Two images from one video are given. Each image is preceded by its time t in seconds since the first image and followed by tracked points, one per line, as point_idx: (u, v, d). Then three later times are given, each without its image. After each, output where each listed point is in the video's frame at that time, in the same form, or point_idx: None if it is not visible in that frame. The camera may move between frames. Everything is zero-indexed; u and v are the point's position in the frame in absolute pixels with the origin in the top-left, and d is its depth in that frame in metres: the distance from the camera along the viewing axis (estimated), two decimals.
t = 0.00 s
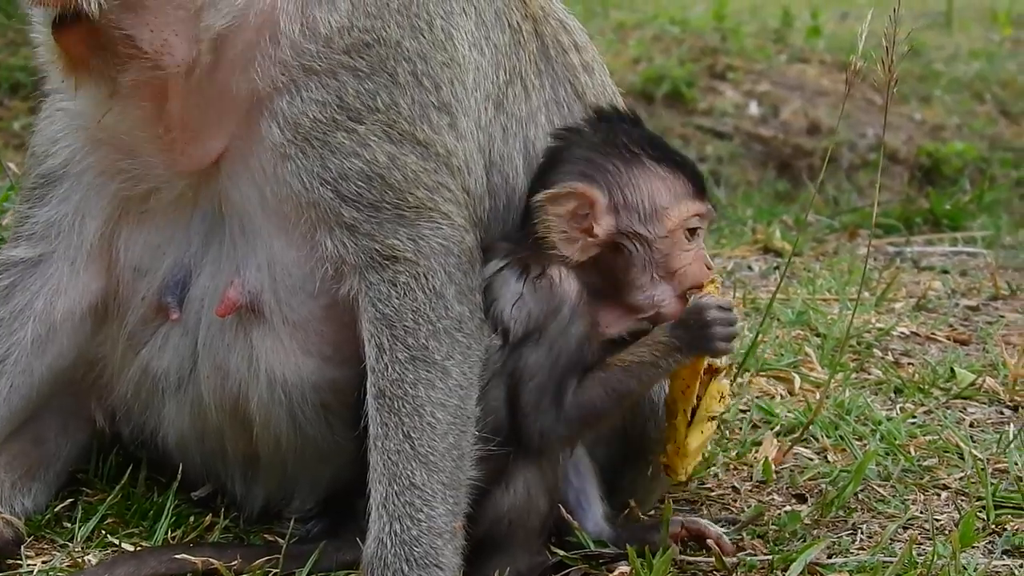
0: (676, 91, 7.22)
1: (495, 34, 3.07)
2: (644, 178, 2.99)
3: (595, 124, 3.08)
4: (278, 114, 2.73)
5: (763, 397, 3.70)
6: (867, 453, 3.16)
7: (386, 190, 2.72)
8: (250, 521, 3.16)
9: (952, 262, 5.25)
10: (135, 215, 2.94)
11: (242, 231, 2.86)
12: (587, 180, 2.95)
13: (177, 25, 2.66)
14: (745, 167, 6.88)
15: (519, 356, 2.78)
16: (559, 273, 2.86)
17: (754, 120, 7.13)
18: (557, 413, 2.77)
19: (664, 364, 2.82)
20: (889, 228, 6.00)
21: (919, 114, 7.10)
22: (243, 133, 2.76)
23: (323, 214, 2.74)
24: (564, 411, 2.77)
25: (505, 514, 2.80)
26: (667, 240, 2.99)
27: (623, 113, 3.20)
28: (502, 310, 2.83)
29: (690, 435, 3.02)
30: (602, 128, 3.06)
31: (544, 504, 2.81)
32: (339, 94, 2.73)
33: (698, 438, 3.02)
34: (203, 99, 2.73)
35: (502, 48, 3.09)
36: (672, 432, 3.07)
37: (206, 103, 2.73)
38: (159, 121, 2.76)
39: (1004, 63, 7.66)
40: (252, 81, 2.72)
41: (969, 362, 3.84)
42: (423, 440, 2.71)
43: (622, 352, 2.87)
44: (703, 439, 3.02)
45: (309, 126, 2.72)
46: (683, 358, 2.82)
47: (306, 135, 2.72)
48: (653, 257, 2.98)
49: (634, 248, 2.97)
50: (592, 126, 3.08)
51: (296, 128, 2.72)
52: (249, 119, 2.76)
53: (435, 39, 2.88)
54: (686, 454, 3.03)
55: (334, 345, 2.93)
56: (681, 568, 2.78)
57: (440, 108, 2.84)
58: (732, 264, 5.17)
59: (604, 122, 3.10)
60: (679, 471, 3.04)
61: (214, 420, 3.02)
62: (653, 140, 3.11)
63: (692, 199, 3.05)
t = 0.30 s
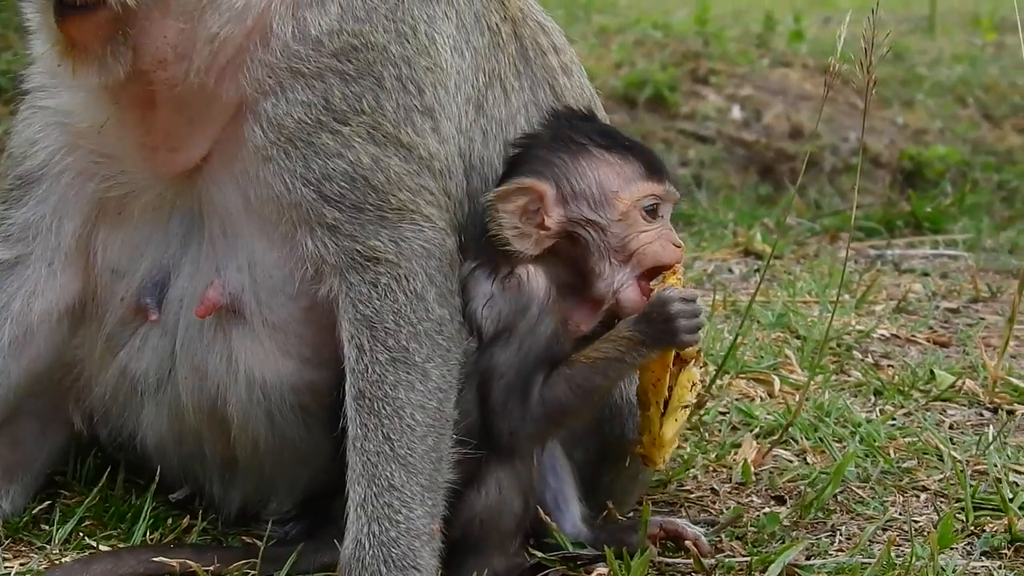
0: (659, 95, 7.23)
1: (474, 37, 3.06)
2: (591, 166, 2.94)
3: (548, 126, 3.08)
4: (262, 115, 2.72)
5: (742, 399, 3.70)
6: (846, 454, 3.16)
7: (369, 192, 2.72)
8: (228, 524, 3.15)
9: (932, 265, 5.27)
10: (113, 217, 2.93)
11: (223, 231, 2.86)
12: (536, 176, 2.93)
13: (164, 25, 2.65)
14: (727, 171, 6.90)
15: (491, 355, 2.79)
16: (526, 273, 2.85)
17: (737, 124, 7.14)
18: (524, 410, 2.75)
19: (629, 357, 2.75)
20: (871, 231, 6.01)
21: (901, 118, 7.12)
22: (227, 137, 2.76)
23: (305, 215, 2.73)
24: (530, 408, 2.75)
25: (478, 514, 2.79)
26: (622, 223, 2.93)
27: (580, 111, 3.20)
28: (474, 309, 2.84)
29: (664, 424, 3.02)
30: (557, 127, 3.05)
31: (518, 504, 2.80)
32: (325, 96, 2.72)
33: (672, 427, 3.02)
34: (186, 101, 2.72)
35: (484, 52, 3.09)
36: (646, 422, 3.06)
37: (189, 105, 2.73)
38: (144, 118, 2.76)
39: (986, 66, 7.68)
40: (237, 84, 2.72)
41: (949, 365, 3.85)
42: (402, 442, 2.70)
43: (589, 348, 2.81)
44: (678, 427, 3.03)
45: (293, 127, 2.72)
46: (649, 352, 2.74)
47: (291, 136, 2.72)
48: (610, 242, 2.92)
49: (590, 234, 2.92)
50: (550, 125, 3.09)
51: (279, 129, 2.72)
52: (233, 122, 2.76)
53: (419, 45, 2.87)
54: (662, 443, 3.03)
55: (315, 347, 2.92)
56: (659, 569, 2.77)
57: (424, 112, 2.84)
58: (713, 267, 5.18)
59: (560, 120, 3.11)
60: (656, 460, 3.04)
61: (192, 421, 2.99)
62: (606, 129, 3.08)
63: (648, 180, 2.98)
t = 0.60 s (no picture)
0: (642, 96, 7.22)
1: (470, 43, 3.06)
2: (575, 181, 2.91)
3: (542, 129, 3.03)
4: (267, 113, 2.71)
5: (725, 401, 3.69)
6: (829, 455, 3.16)
7: (368, 194, 2.70)
8: (211, 524, 3.12)
9: (915, 265, 5.27)
10: (98, 215, 2.90)
11: (213, 229, 2.84)
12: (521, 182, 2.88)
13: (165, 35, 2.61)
14: (710, 172, 6.91)
15: (469, 347, 2.79)
16: (516, 275, 2.82)
17: (720, 125, 7.14)
18: (497, 398, 2.72)
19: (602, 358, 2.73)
20: (854, 232, 6.02)
21: (884, 119, 7.13)
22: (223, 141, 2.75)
23: (302, 214, 2.71)
24: (503, 397, 2.71)
25: (456, 511, 2.77)
26: (597, 243, 2.90)
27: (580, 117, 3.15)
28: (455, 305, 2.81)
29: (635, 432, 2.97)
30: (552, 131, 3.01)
31: (498, 501, 2.77)
32: (334, 96, 2.71)
33: (643, 437, 2.96)
34: (181, 107, 2.71)
35: (477, 56, 3.08)
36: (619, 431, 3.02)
37: (189, 110, 2.71)
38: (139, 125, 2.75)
39: (969, 68, 7.70)
40: (245, 88, 2.71)
41: (932, 366, 3.85)
42: (391, 444, 2.68)
43: (563, 343, 2.77)
44: (648, 438, 2.96)
45: (299, 126, 2.70)
46: (625, 353, 2.73)
47: (295, 134, 2.70)
48: (586, 259, 2.90)
49: (566, 250, 2.90)
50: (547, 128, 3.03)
51: (284, 126, 2.70)
52: (229, 127, 2.74)
53: (422, 55, 2.87)
54: (631, 453, 2.98)
55: (301, 346, 2.90)
56: (642, 570, 2.76)
57: (424, 120, 2.84)
58: (696, 268, 5.18)
59: (558, 124, 3.05)
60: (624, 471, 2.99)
61: (175, 421, 2.96)
62: (597, 142, 3.04)
63: (631, 200, 2.95)
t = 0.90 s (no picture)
0: (629, 96, 7.22)
1: (464, 46, 3.03)
2: (572, 188, 2.82)
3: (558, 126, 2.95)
4: (268, 111, 2.69)
5: (715, 401, 3.69)
6: (819, 456, 3.16)
7: (366, 194, 2.70)
8: (201, 522, 3.10)
9: (903, 266, 5.28)
10: (89, 212, 2.86)
11: (204, 224, 2.81)
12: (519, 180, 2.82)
13: (167, 29, 2.56)
14: (697, 172, 6.92)
15: (455, 347, 2.80)
16: (509, 281, 2.76)
17: (707, 125, 7.14)
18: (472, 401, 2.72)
19: (581, 375, 2.66)
20: (841, 232, 6.03)
21: (871, 119, 7.14)
22: (218, 139, 2.71)
23: (298, 213, 2.70)
24: (477, 399, 2.70)
25: (446, 512, 2.76)
26: (582, 255, 2.81)
27: (599, 119, 3.01)
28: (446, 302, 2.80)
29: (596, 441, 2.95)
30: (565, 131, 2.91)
31: (488, 504, 2.72)
32: (335, 96, 2.70)
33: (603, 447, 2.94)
34: (179, 103, 2.66)
35: (472, 58, 3.06)
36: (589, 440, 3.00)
37: (190, 108, 2.67)
38: (135, 124, 2.69)
39: (956, 68, 7.72)
40: (248, 84, 2.67)
41: (921, 367, 3.85)
42: (383, 444, 2.67)
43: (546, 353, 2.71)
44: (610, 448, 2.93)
45: (299, 124, 2.69)
46: (606, 372, 2.65)
47: (296, 132, 2.69)
48: (573, 267, 2.82)
49: (551, 258, 2.81)
50: (560, 127, 2.94)
51: (284, 124, 2.69)
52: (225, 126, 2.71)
53: (421, 58, 2.85)
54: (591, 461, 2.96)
55: (297, 343, 2.88)
56: (632, 570, 2.75)
57: (421, 121, 2.82)
58: (684, 268, 5.17)
59: (572, 123, 2.94)
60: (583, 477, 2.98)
61: (164, 420, 2.95)
62: (609, 151, 2.91)
63: (624, 215, 2.83)
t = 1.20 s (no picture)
0: (621, 95, 7.21)
1: (465, 47, 3.02)
2: (544, 174, 2.81)
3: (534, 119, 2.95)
4: (280, 106, 2.66)
5: (708, 400, 3.69)
6: (812, 456, 3.16)
7: (373, 194, 2.69)
8: (194, 522, 3.09)
9: (897, 265, 5.29)
10: (87, 207, 2.84)
11: (206, 223, 2.80)
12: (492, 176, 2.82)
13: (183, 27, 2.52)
14: (690, 171, 6.91)
15: (452, 348, 2.78)
16: (500, 276, 2.75)
17: (699, 124, 7.14)
18: (471, 400, 2.69)
19: (580, 370, 2.60)
20: (834, 231, 6.03)
21: (864, 118, 7.14)
22: (224, 136, 2.69)
23: (304, 210, 2.68)
24: (477, 398, 2.68)
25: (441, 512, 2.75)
26: (565, 237, 2.79)
27: (574, 105, 2.99)
28: (441, 305, 2.79)
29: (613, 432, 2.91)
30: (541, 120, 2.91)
31: (483, 504, 2.72)
32: (348, 95, 2.69)
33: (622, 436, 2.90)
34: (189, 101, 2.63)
35: (472, 60, 3.05)
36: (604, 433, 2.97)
37: (200, 107, 2.64)
38: (143, 117, 2.64)
39: (948, 67, 7.73)
40: (264, 78, 2.63)
41: (914, 366, 3.86)
42: (381, 445, 2.66)
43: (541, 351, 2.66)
44: (630, 436, 2.89)
45: (312, 122, 2.67)
46: (604, 365, 2.60)
47: (306, 129, 2.67)
48: (559, 252, 2.79)
49: (536, 246, 2.80)
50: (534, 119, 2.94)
51: (295, 120, 2.67)
52: (231, 126, 2.69)
53: (428, 61, 2.84)
54: (612, 452, 2.92)
55: (296, 343, 2.86)
56: (625, 570, 2.75)
57: (427, 124, 2.82)
58: (677, 267, 5.17)
59: (546, 113, 2.94)
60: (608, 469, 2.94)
61: (160, 418, 2.94)
62: (583, 132, 2.88)
63: (601, 191, 2.79)
